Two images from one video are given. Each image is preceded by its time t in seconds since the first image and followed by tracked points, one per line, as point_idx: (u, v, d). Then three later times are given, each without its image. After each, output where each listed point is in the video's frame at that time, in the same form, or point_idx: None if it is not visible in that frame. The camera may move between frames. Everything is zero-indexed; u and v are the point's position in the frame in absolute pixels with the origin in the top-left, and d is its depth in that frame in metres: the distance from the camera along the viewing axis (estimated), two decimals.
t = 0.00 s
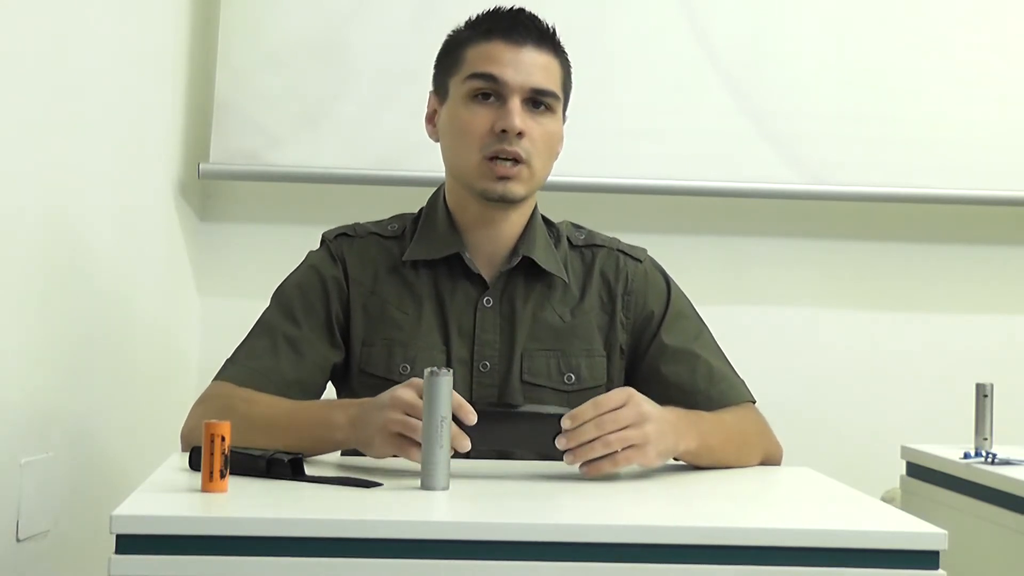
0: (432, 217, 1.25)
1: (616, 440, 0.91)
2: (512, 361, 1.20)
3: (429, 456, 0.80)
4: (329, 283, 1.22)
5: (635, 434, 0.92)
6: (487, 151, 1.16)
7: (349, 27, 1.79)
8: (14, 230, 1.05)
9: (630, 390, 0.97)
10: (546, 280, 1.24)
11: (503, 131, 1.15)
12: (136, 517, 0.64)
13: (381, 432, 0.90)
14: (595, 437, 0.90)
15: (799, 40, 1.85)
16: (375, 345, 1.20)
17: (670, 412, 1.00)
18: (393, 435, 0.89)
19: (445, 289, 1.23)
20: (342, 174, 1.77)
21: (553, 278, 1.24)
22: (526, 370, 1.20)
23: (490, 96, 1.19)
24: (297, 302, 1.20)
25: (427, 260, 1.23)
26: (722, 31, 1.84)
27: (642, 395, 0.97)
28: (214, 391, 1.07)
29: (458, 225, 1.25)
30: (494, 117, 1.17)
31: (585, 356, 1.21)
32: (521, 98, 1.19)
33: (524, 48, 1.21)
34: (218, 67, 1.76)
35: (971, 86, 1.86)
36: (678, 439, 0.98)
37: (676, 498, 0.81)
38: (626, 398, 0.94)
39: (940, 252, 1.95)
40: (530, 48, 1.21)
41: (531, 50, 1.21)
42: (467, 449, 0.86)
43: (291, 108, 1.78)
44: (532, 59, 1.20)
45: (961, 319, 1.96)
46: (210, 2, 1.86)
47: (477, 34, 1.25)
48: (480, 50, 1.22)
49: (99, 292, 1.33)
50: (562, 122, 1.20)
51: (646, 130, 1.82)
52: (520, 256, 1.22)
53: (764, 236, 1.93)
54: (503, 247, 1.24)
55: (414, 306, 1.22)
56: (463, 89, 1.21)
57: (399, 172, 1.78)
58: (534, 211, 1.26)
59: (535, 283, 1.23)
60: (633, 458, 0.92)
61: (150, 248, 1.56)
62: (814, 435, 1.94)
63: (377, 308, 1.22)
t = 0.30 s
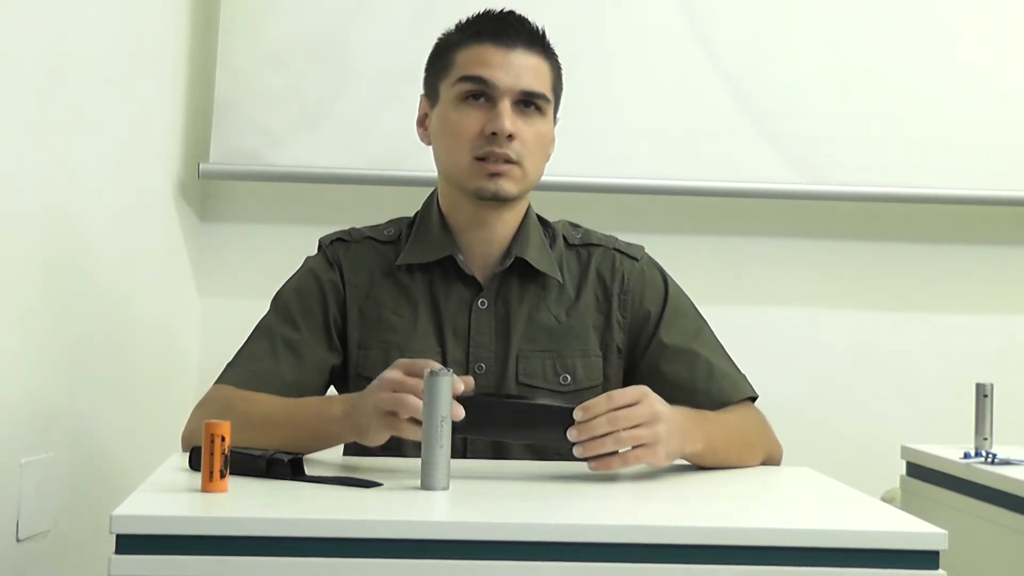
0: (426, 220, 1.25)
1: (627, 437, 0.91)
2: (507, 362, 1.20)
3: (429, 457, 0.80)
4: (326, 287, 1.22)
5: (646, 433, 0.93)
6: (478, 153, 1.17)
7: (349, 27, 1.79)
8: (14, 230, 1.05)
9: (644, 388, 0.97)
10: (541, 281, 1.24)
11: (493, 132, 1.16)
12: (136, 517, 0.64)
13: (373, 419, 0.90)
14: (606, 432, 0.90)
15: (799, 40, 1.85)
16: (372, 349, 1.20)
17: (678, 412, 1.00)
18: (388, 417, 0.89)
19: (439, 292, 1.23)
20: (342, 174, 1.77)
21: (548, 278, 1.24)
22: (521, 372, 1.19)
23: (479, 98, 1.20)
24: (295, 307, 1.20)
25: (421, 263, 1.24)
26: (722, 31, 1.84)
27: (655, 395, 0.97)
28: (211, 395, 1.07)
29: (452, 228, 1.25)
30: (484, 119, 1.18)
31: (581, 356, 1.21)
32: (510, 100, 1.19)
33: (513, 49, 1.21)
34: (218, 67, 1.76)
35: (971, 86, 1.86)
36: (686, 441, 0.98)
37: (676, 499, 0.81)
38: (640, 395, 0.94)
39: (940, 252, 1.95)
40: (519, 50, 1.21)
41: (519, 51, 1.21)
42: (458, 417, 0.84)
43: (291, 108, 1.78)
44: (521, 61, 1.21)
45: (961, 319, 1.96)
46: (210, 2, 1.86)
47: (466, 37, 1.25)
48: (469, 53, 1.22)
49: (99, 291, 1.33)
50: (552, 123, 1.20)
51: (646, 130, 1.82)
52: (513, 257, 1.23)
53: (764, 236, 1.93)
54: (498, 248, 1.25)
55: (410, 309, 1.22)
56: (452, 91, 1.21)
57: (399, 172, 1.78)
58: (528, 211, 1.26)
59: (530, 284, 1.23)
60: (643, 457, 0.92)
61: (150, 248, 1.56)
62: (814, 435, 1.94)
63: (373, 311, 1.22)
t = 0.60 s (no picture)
0: (422, 221, 1.25)
1: (622, 432, 0.91)
2: (501, 361, 1.20)
3: (429, 456, 0.80)
4: (323, 286, 1.23)
5: (643, 430, 0.92)
6: (465, 154, 1.16)
7: (349, 27, 1.79)
8: (14, 230, 1.05)
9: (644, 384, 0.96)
10: (537, 281, 1.24)
11: (480, 133, 1.16)
12: (136, 517, 0.64)
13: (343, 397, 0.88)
14: (602, 425, 0.89)
15: (798, 40, 1.85)
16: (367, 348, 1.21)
17: (679, 412, 0.99)
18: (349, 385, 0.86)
19: (434, 292, 1.23)
20: (342, 174, 1.77)
21: (544, 278, 1.24)
22: (516, 370, 1.20)
23: (466, 100, 1.20)
24: (292, 308, 1.20)
25: (416, 263, 1.24)
26: (722, 31, 1.84)
27: (655, 392, 0.96)
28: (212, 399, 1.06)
29: (447, 229, 1.25)
30: (471, 120, 1.18)
31: (576, 356, 1.21)
32: (496, 101, 1.19)
33: (498, 50, 1.21)
34: (218, 67, 1.76)
35: (971, 86, 1.86)
36: (685, 442, 0.98)
37: (676, 499, 0.81)
38: (639, 391, 0.93)
39: (939, 252, 1.95)
40: (503, 50, 1.21)
41: (505, 52, 1.21)
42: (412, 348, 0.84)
43: (291, 108, 1.78)
44: (506, 60, 1.21)
45: (960, 319, 1.96)
46: (210, 2, 1.86)
47: (452, 39, 1.25)
48: (455, 54, 1.22)
49: (99, 291, 1.33)
50: (540, 121, 1.20)
51: (647, 130, 1.82)
52: (508, 257, 1.22)
53: (764, 236, 1.93)
54: (493, 248, 1.24)
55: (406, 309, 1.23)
56: (438, 94, 1.21)
57: (400, 173, 1.78)
58: (523, 211, 1.25)
59: (526, 283, 1.24)
60: (638, 453, 0.92)
61: (150, 248, 1.56)
62: (814, 435, 1.94)
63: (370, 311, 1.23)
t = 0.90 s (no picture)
0: (425, 219, 1.25)
1: (619, 431, 0.90)
2: (504, 361, 1.20)
3: (429, 457, 0.80)
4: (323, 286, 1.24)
5: (641, 429, 0.92)
6: (467, 153, 1.17)
7: (349, 27, 1.79)
8: (14, 230, 1.05)
9: (642, 385, 0.96)
10: (539, 281, 1.24)
11: (481, 132, 1.16)
12: (136, 517, 0.64)
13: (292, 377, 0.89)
14: (601, 424, 0.89)
15: (798, 40, 1.85)
16: (367, 347, 1.20)
17: (677, 412, 0.99)
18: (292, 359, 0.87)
19: (437, 290, 1.23)
20: (342, 174, 1.77)
21: (546, 278, 1.24)
22: (517, 370, 1.20)
23: (468, 98, 1.20)
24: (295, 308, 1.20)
25: (419, 262, 1.24)
26: (722, 31, 1.84)
27: (653, 392, 0.96)
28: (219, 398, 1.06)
29: (450, 228, 1.25)
30: (473, 118, 1.18)
31: (578, 357, 1.21)
32: (499, 100, 1.19)
33: (502, 48, 1.21)
34: (218, 67, 1.76)
35: (971, 86, 1.86)
36: (684, 442, 0.98)
37: (676, 499, 0.81)
38: (638, 390, 0.93)
39: (940, 251, 1.95)
40: (507, 48, 1.21)
41: (508, 50, 1.21)
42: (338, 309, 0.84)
43: (291, 108, 1.78)
44: (508, 58, 1.20)
45: (960, 319, 1.96)
46: (210, 2, 1.85)
47: (455, 37, 1.25)
48: (457, 52, 1.22)
49: (99, 291, 1.33)
50: (542, 119, 1.20)
51: (647, 130, 1.82)
52: (511, 257, 1.23)
53: (764, 236, 1.93)
54: (495, 248, 1.25)
55: (407, 307, 1.22)
56: (442, 92, 1.21)
57: (400, 173, 1.78)
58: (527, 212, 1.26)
59: (528, 284, 1.24)
60: (636, 453, 0.92)
61: (150, 248, 1.56)
62: (815, 435, 1.94)
63: (372, 308, 1.22)
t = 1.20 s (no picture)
0: (429, 221, 1.25)
1: (615, 431, 0.90)
2: (509, 363, 1.20)
3: (429, 457, 0.80)
4: (329, 289, 1.23)
5: (638, 429, 0.92)
6: (471, 152, 1.16)
7: (349, 27, 1.79)
8: (14, 231, 1.05)
9: (640, 384, 0.96)
10: (543, 282, 1.24)
11: (485, 130, 1.16)
12: (136, 517, 0.64)
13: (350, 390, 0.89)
14: (598, 423, 0.89)
15: (799, 40, 1.85)
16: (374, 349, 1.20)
17: (675, 412, 0.99)
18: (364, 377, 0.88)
19: (442, 293, 1.24)
20: (342, 174, 1.77)
21: (550, 279, 1.24)
22: (522, 372, 1.20)
23: (472, 97, 1.19)
24: (300, 310, 1.20)
25: (424, 265, 1.24)
26: (722, 31, 1.84)
27: (650, 391, 0.96)
28: (225, 400, 1.05)
29: (454, 230, 1.25)
30: (477, 117, 1.17)
31: (582, 357, 1.21)
32: (503, 99, 1.19)
33: (505, 47, 1.21)
34: (218, 67, 1.76)
35: (970, 86, 1.86)
36: (682, 442, 0.98)
37: (676, 499, 0.81)
38: (635, 391, 0.93)
39: (940, 252, 1.95)
40: (510, 47, 1.21)
41: (512, 49, 1.21)
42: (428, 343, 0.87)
43: (291, 108, 1.78)
44: (511, 59, 1.20)
45: (960, 319, 1.96)
46: (210, 2, 1.85)
47: (459, 37, 1.25)
48: (461, 53, 1.22)
49: (99, 291, 1.33)
50: (546, 119, 1.20)
51: (647, 130, 1.82)
52: (516, 258, 1.23)
53: (764, 236, 1.93)
54: (499, 249, 1.24)
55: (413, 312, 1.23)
56: (446, 92, 1.21)
57: (399, 173, 1.78)
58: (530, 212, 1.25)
59: (532, 285, 1.23)
60: (634, 453, 0.92)
61: (150, 247, 1.56)
62: (815, 435, 1.94)
63: (378, 313, 1.22)
